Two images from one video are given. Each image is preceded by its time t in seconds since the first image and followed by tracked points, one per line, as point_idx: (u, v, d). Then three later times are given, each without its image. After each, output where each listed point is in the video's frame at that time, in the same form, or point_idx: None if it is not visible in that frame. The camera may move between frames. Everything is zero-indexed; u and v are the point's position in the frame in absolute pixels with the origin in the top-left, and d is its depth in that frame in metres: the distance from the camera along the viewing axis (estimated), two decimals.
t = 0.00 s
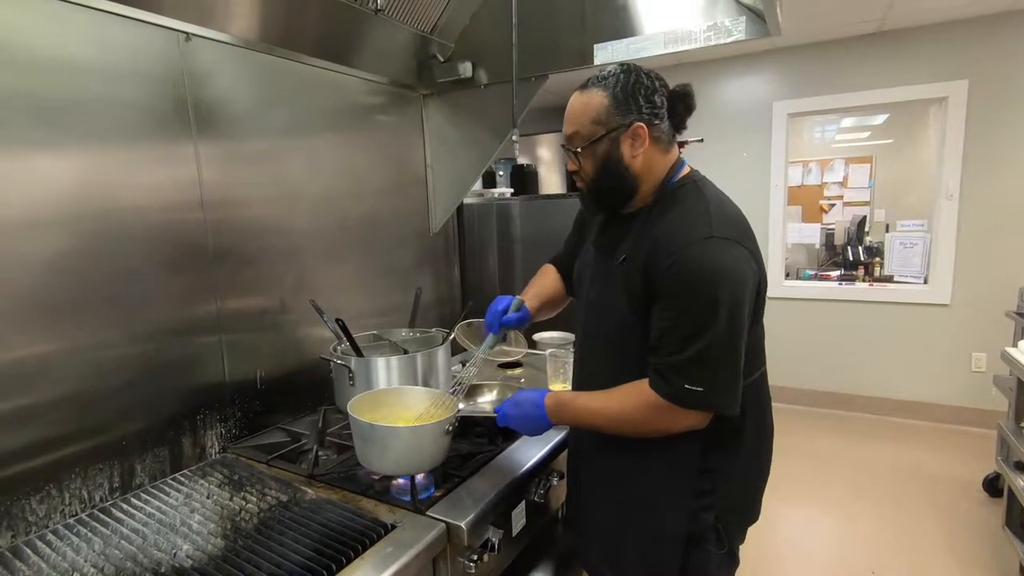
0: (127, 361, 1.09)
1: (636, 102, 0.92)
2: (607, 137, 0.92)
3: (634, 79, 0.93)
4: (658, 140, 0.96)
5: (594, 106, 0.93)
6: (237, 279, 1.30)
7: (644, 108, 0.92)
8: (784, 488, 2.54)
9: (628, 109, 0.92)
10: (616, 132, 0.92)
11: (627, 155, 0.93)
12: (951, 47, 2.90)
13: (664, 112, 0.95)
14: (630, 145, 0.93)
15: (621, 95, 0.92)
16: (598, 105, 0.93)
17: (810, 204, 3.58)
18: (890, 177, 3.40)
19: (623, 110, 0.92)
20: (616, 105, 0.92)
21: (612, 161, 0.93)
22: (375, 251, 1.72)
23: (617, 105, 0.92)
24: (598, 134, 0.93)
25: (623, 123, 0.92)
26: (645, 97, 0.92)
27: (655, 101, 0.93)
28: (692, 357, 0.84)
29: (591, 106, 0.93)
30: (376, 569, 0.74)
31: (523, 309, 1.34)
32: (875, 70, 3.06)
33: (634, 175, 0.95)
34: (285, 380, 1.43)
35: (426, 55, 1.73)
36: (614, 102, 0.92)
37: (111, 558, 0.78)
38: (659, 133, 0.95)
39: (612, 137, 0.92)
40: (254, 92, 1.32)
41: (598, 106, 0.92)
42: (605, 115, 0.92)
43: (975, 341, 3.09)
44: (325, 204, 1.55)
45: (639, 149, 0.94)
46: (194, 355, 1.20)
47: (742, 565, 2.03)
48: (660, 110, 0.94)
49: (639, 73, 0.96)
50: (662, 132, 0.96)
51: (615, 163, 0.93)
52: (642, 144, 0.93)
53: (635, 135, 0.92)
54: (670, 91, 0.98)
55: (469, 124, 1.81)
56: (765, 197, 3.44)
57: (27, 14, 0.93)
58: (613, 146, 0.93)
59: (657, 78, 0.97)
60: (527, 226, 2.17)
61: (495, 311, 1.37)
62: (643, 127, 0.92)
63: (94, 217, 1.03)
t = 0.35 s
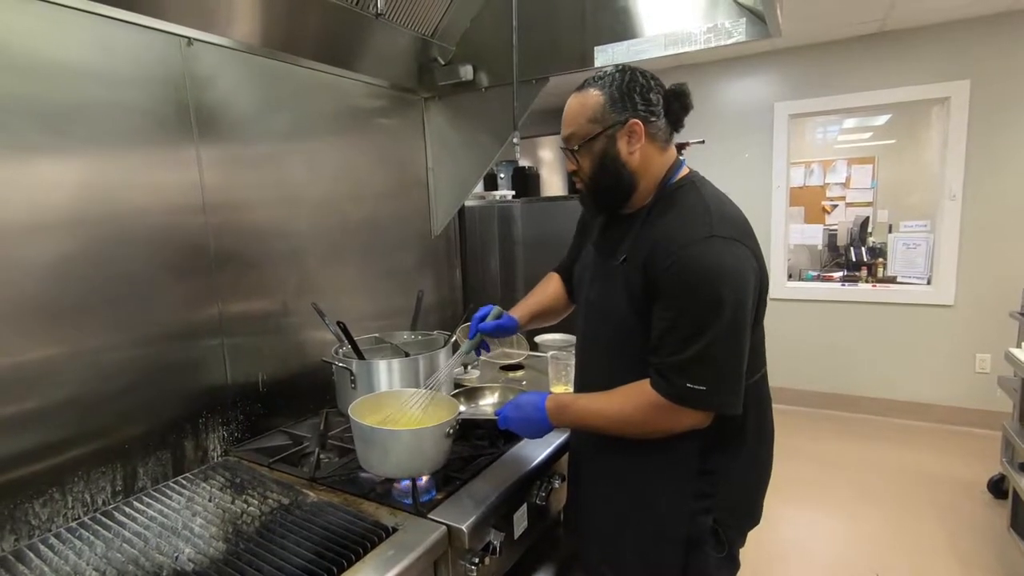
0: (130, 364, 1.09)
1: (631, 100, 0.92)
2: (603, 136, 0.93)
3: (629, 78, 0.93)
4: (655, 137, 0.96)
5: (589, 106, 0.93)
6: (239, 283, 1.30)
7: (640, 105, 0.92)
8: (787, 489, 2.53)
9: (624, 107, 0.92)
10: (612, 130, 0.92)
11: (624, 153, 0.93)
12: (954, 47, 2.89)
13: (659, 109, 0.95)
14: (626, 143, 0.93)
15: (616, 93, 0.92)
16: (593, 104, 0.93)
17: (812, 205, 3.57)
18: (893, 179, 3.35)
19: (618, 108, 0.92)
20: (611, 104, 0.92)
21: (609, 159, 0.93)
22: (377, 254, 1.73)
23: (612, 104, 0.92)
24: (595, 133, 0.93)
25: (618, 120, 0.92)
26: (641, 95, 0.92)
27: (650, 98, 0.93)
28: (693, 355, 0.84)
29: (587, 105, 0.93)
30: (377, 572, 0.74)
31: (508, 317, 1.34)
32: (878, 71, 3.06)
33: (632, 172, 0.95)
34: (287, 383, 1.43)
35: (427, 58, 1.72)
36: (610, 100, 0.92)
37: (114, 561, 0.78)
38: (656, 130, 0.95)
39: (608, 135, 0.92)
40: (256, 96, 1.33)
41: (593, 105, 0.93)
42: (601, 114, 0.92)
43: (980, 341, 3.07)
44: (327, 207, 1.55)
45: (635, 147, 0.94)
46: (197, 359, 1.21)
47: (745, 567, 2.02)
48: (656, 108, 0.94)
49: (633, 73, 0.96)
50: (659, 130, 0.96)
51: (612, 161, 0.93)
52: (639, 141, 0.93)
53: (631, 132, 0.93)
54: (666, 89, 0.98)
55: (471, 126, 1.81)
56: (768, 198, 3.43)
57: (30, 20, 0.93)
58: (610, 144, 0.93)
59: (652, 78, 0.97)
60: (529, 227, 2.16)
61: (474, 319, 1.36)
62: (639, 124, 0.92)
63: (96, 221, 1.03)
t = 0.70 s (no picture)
0: (140, 365, 1.10)
1: (632, 99, 0.92)
2: (605, 135, 0.92)
3: (629, 78, 0.93)
4: (658, 136, 0.96)
5: (590, 107, 0.93)
6: (247, 284, 1.31)
7: (641, 104, 0.92)
8: (795, 492, 2.52)
9: (624, 107, 0.92)
10: (614, 129, 0.92)
11: (627, 152, 0.93)
12: (962, 47, 2.88)
13: (661, 108, 0.95)
14: (628, 141, 0.93)
15: (616, 94, 0.92)
16: (594, 105, 0.93)
17: (820, 206, 3.56)
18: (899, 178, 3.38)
19: (619, 108, 0.92)
20: (612, 104, 0.92)
21: (612, 159, 0.93)
22: (385, 255, 1.73)
23: (613, 103, 0.92)
24: (597, 134, 0.93)
25: (620, 120, 0.92)
26: (642, 94, 0.92)
27: (652, 98, 0.93)
28: (699, 351, 0.84)
29: (588, 107, 0.94)
30: (388, 572, 0.74)
31: (522, 313, 1.33)
32: (885, 71, 3.04)
33: (636, 171, 0.95)
34: (296, 383, 1.43)
35: (435, 60, 1.73)
36: (610, 100, 0.92)
37: (126, 561, 0.79)
38: (658, 129, 0.95)
39: (610, 134, 0.92)
40: (264, 98, 1.33)
41: (594, 106, 0.93)
42: (602, 114, 0.92)
43: (990, 343, 3.05)
44: (335, 209, 1.55)
45: (638, 145, 0.93)
46: (206, 360, 1.21)
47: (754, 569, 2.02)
48: (657, 107, 0.94)
49: (634, 73, 0.96)
50: (661, 129, 0.96)
51: (615, 160, 0.93)
52: (641, 140, 0.93)
53: (632, 131, 0.92)
54: (667, 89, 0.98)
55: (478, 127, 1.81)
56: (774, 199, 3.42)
57: (41, 23, 0.94)
58: (612, 144, 0.92)
59: (653, 77, 0.96)
60: (535, 228, 2.18)
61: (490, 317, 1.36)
62: (641, 123, 0.92)
63: (107, 222, 1.04)
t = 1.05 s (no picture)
0: (154, 367, 1.10)
1: (650, 102, 0.91)
2: (623, 137, 0.92)
3: (648, 81, 0.93)
4: (676, 138, 0.95)
5: (609, 110, 0.93)
6: (260, 287, 1.31)
7: (660, 107, 0.91)
8: (808, 499, 2.49)
9: (643, 109, 0.91)
10: (632, 131, 0.91)
11: (646, 154, 0.92)
12: (977, 50, 2.85)
13: (679, 110, 0.94)
14: (647, 143, 0.92)
15: (634, 96, 0.91)
16: (613, 107, 0.93)
17: (831, 210, 3.53)
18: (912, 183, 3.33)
19: (637, 110, 0.91)
20: (630, 106, 0.91)
21: (631, 161, 0.92)
22: (396, 258, 1.73)
23: (632, 106, 0.91)
24: (615, 136, 0.92)
25: (638, 122, 0.91)
26: (660, 96, 0.92)
27: (670, 100, 0.92)
28: (720, 353, 0.83)
29: (606, 109, 0.93)
30: None
31: (527, 315, 1.32)
32: (899, 74, 3.02)
33: (654, 173, 0.94)
34: (307, 387, 1.43)
35: (447, 63, 1.73)
36: (629, 103, 0.91)
37: (140, 564, 0.78)
38: (676, 131, 0.94)
39: (628, 136, 0.92)
40: (279, 101, 1.34)
41: (612, 108, 0.92)
42: (620, 117, 0.92)
43: (1007, 349, 3.00)
44: (347, 212, 1.55)
45: (656, 147, 0.93)
46: (219, 362, 1.21)
47: None
48: (676, 109, 0.93)
49: (653, 76, 0.95)
50: (680, 131, 0.95)
51: (633, 162, 0.92)
52: (659, 142, 0.92)
53: (650, 133, 0.91)
54: (685, 92, 0.97)
55: (489, 130, 1.81)
56: (786, 203, 3.40)
57: (61, 27, 0.94)
58: (630, 146, 0.92)
59: (671, 80, 0.96)
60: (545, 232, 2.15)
61: (494, 317, 1.34)
62: (659, 125, 0.91)
63: (123, 224, 1.04)
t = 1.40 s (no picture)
0: (161, 360, 1.09)
1: (664, 98, 0.90)
2: (637, 134, 0.90)
3: (662, 76, 0.91)
4: (691, 135, 0.93)
5: (622, 106, 0.91)
6: (268, 281, 1.31)
7: (674, 103, 0.90)
8: (817, 503, 2.46)
9: (657, 105, 0.90)
10: (645, 128, 0.90)
11: (659, 152, 0.91)
12: (994, 49, 2.80)
13: (694, 106, 0.92)
14: (661, 140, 0.90)
15: (648, 92, 0.90)
16: (626, 103, 0.91)
17: (842, 211, 3.49)
18: (925, 184, 3.26)
19: (651, 106, 0.89)
20: (644, 102, 0.90)
21: (644, 158, 0.91)
22: (404, 254, 1.72)
23: (646, 101, 0.90)
24: (627, 133, 0.91)
25: (652, 118, 0.89)
26: (675, 92, 0.90)
27: (685, 95, 0.90)
28: (736, 356, 0.81)
29: (619, 105, 0.91)
30: None
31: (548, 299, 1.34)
32: (913, 73, 2.98)
33: (667, 171, 0.93)
34: (314, 382, 1.42)
35: (457, 58, 1.72)
36: (643, 98, 0.90)
37: (145, 558, 0.78)
38: (691, 128, 0.92)
39: (642, 133, 0.90)
40: (288, 95, 1.33)
41: (625, 105, 0.91)
42: (634, 112, 0.90)
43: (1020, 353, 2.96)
44: (355, 207, 1.55)
45: (670, 144, 0.91)
46: (226, 356, 1.21)
47: None
48: (690, 105, 0.91)
49: (667, 71, 0.94)
50: (695, 128, 0.93)
51: (646, 160, 0.91)
52: (674, 139, 0.91)
53: (664, 130, 0.90)
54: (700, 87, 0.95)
55: (499, 126, 1.80)
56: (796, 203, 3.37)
57: (72, 17, 0.94)
58: (644, 143, 0.90)
59: (686, 75, 0.94)
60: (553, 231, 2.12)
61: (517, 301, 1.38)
62: (674, 121, 0.89)
63: (132, 217, 1.04)
